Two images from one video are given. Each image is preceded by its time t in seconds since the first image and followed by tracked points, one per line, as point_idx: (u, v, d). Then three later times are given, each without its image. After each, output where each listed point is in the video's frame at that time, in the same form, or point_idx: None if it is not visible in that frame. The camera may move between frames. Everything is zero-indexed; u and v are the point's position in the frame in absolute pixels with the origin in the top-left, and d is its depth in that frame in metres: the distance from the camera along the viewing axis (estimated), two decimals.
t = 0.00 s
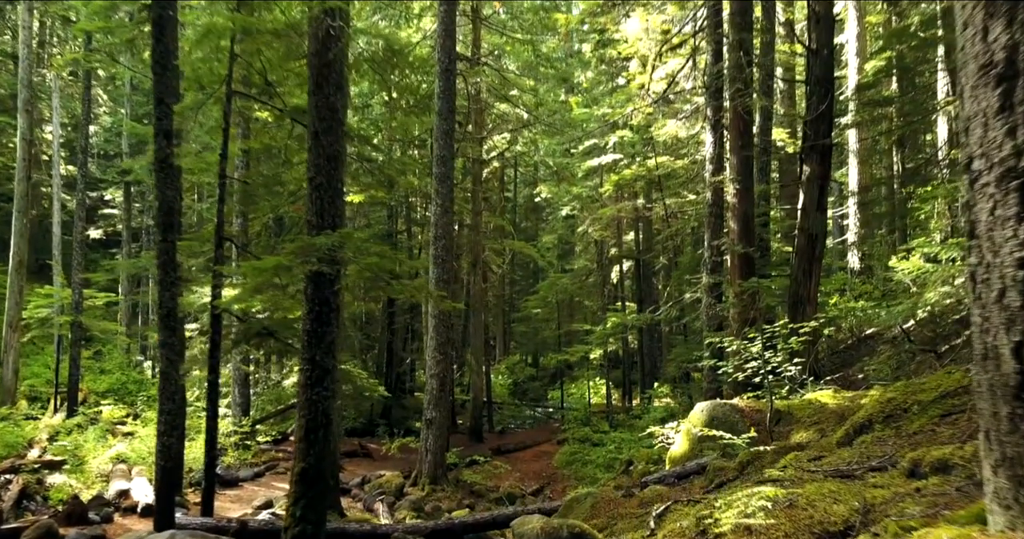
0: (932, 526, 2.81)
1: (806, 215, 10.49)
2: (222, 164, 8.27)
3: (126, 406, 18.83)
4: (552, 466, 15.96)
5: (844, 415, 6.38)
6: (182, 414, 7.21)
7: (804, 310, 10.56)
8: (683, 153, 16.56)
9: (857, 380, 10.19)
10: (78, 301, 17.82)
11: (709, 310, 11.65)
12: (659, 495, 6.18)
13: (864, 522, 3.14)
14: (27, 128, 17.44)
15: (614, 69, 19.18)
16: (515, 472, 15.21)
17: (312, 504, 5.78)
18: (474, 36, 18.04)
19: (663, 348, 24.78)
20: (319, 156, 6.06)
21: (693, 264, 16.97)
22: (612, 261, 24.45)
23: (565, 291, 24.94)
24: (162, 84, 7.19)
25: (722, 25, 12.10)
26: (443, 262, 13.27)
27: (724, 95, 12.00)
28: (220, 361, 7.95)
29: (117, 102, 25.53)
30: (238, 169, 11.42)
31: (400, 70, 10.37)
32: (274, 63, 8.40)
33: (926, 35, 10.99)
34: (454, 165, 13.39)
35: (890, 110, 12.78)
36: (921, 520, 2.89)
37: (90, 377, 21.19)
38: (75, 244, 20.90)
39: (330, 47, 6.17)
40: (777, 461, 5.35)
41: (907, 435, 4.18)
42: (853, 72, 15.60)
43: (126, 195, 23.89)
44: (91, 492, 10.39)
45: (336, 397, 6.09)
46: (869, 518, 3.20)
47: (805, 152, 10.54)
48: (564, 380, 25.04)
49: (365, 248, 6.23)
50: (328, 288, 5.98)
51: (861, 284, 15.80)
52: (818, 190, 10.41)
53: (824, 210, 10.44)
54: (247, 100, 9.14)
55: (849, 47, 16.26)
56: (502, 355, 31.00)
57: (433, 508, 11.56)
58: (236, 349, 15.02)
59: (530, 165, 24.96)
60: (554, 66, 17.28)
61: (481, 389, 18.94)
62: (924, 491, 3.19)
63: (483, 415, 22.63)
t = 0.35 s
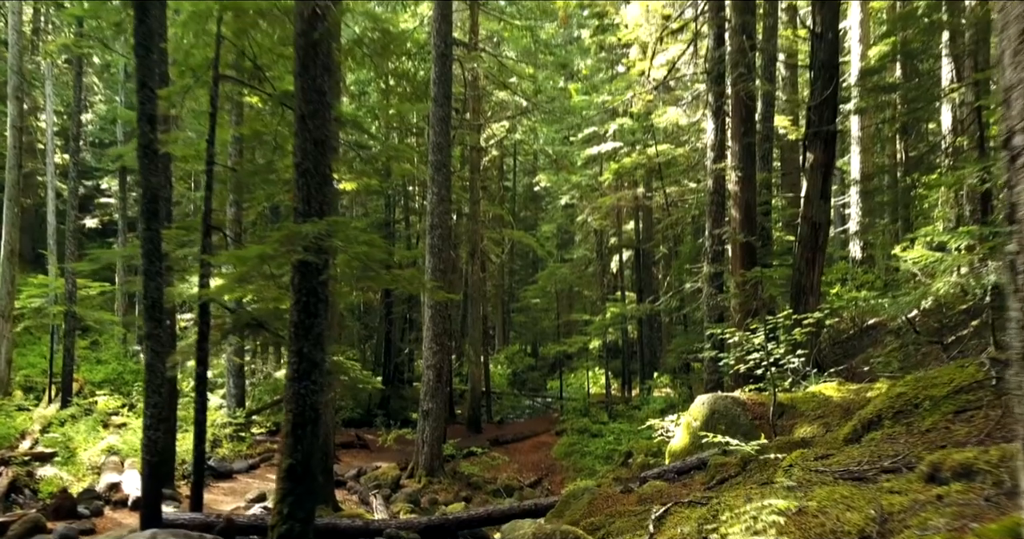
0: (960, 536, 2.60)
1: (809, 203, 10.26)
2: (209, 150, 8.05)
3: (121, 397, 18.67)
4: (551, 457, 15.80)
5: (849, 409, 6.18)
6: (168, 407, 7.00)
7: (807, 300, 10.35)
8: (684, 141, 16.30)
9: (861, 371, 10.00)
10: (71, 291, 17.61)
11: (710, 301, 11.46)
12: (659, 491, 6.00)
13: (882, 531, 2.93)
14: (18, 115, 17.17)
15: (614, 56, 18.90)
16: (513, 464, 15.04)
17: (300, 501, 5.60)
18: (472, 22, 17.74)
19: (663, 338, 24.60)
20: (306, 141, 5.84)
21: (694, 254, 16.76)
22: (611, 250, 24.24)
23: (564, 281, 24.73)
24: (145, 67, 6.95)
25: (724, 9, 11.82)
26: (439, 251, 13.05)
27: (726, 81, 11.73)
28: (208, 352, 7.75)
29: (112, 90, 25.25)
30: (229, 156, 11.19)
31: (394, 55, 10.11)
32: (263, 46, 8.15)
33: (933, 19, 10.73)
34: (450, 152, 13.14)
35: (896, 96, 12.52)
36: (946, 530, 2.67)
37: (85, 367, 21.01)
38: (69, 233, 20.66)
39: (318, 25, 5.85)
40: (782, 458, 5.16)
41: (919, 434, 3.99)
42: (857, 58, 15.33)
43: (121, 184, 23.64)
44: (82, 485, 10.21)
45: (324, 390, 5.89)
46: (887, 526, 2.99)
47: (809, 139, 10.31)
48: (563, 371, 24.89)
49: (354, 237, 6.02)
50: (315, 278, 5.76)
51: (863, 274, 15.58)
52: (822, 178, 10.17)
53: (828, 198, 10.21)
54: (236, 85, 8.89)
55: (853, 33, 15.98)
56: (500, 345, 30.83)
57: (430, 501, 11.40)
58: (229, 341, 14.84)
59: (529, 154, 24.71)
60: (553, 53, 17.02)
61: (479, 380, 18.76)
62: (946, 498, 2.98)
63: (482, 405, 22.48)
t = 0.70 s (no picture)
0: None
1: (812, 190, 10.02)
2: (195, 135, 7.79)
3: (116, 386, 18.47)
4: (549, 447, 15.63)
5: (855, 402, 5.98)
6: (153, 399, 6.78)
7: (810, 289, 10.14)
8: (685, 127, 16.02)
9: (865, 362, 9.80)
10: (64, 280, 17.37)
11: (712, 290, 11.25)
12: (658, 486, 5.82)
13: None
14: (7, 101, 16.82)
15: (614, 41, 18.56)
16: (511, 454, 14.89)
17: (286, 498, 5.41)
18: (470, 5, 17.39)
19: (662, 326, 24.42)
20: (291, 124, 5.60)
21: (694, 241, 16.52)
22: (611, 238, 23.98)
23: (564, 269, 24.50)
24: (127, 48, 6.66)
25: None
26: (435, 239, 12.80)
27: (729, 64, 11.44)
28: (195, 343, 7.53)
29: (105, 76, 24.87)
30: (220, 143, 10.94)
31: (388, 37, 9.81)
32: (251, 26, 7.85)
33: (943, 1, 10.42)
34: (446, 138, 12.85)
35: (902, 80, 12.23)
36: None
37: (79, 356, 20.80)
38: (63, 222, 20.39)
39: (302, 2, 5.58)
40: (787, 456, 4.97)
41: (933, 431, 3.79)
42: (861, 42, 15.00)
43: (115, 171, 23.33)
44: (71, 477, 10.03)
45: (311, 383, 5.69)
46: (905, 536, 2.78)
47: (813, 124, 10.05)
48: (562, 359, 24.72)
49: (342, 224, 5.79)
50: (302, 267, 5.53)
51: (866, 262, 15.35)
52: (825, 164, 9.92)
53: (832, 184, 9.96)
54: (224, 68, 8.60)
55: (858, 16, 15.63)
56: (499, 333, 30.64)
57: (425, 493, 11.22)
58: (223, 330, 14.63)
59: (528, 141, 24.39)
60: (552, 37, 16.69)
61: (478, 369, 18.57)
62: (972, 508, 2.76)
63: (480, 394, 22.33)
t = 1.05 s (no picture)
0: None
1: (816, 176, 9.78)
2: (179, 118, 7.53)
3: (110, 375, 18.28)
4: (547, 437, 15.47)
5: (861, 396, 5.79)
6: (136, 392, 6.56)
7: (813, 277, 9.93)
8: (686, 113, 15.73)
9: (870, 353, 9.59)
10: (56, 268, 17.13)
11: (713, 279, 11.02)
12: (658, 483, 5.62)
13: None
14: None
15: (614, 25, 18.23)
16: (508, 444, 14.73)
17: (271, 495, 5.21)
18: None
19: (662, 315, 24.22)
20: (274, 106, 5.36)
21: (695, 229, 16.28)
22: (611, 226, 23.72)
23: (563, 257, 24.27)
24: (105, 27, 6.38)
25: None
26: (430, 227, 12.56)
27: (731, 47, 11.15)
28: (181, 334, 7.31)
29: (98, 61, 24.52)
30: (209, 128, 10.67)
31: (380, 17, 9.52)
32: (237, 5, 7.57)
33: None
34: (442, 124, 12.58)
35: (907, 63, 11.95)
36: None
37: (74, 345, 20.61)
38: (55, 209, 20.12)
39: None
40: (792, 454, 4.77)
41: (948, 431, 3.59)
42: (866, 25, 14.70)
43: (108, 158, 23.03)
44: (60, 469, 9.86)
45: (297, 376, 5.47)
46: None
47: (817, 108, 9.79)
48: (561, 347, 24.54)
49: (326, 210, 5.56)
50: (286, 255, 5.31)
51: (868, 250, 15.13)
52: (830, 150, 9.67)
53: (837, 170, 9.72)
54: (211, 50, 8.32)
55: None
56: (498, 321, 30.44)
57: (421, 486, 11.05)
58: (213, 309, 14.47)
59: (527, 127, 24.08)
60: (551, 21, 16.36)
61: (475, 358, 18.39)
62: (999, 520, 2.55)
63: (478, 383, 22.16)
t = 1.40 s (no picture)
0: None
1: (820, 162, 9.53)
2: (163, 102, 7.27)
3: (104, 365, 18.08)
4: (545, 427, 15.30)
5: (868, 390, 5.58)
6: (118, 386, 6.33)
7: (816, 266, 9.70)
8: (687, 98, 15.42)
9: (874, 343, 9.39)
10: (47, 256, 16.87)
11: (714, 268, 10.78)
12: (657, 480, 5.42)
13: None
14: None
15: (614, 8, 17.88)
16: (506, 435, 14.56)
17: (253, 495, 4.99)
18: None
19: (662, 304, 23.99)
20: (256, 87, 5.10)
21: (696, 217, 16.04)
22: (610, 214, 23.44)
23: (562, 245, 24.04)
24: (82, 6, 6.08)
25: None
26: (426, 215, 12.31)
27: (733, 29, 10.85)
28: (166, 325, 7.08)
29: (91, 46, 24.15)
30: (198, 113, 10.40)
31: None
32: None
33: None
34: (437, 109, 12.31)
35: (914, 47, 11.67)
36: None
37: (68, 334, 20.39)
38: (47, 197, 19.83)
39: None
40: (798, 453, 4.57)
41: (967, 431, 3.38)
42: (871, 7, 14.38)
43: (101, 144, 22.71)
44: (47, 462, 9.67)
45: (282, 370, 5.26)
46: None
47: (821, 93, 9.53)
48: (560, 336, 24.34)
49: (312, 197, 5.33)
50: (269, 244, 5.08)
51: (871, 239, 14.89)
52: (834, 135, 9.43)
53: (841, 156, 9.47)
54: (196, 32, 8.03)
55: None
56: (497, 310, 30.23)
57: (416, 478, 10.88)
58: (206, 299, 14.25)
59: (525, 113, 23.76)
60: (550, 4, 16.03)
61: (473, 347, 18.20)
62: None
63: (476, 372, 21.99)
